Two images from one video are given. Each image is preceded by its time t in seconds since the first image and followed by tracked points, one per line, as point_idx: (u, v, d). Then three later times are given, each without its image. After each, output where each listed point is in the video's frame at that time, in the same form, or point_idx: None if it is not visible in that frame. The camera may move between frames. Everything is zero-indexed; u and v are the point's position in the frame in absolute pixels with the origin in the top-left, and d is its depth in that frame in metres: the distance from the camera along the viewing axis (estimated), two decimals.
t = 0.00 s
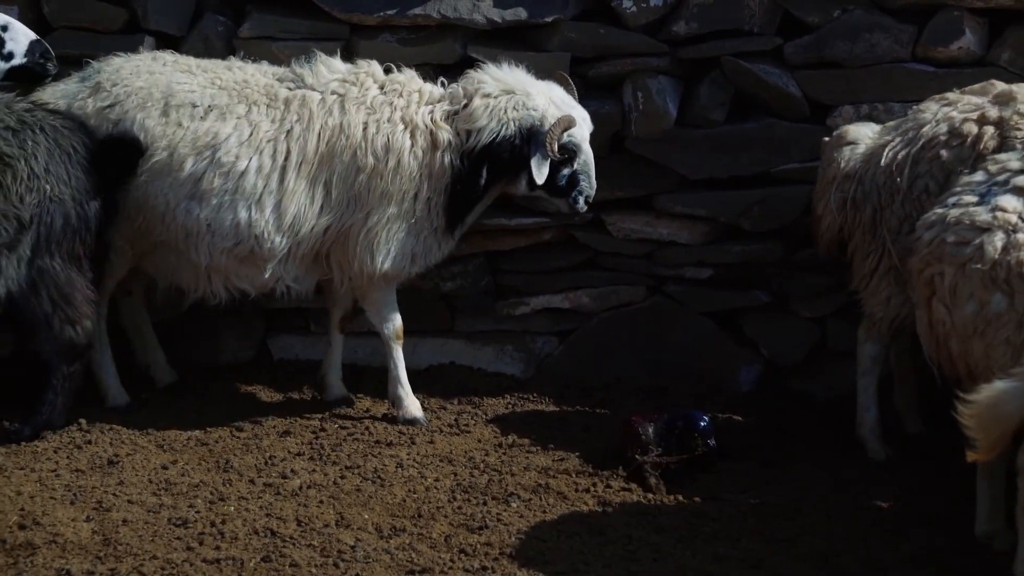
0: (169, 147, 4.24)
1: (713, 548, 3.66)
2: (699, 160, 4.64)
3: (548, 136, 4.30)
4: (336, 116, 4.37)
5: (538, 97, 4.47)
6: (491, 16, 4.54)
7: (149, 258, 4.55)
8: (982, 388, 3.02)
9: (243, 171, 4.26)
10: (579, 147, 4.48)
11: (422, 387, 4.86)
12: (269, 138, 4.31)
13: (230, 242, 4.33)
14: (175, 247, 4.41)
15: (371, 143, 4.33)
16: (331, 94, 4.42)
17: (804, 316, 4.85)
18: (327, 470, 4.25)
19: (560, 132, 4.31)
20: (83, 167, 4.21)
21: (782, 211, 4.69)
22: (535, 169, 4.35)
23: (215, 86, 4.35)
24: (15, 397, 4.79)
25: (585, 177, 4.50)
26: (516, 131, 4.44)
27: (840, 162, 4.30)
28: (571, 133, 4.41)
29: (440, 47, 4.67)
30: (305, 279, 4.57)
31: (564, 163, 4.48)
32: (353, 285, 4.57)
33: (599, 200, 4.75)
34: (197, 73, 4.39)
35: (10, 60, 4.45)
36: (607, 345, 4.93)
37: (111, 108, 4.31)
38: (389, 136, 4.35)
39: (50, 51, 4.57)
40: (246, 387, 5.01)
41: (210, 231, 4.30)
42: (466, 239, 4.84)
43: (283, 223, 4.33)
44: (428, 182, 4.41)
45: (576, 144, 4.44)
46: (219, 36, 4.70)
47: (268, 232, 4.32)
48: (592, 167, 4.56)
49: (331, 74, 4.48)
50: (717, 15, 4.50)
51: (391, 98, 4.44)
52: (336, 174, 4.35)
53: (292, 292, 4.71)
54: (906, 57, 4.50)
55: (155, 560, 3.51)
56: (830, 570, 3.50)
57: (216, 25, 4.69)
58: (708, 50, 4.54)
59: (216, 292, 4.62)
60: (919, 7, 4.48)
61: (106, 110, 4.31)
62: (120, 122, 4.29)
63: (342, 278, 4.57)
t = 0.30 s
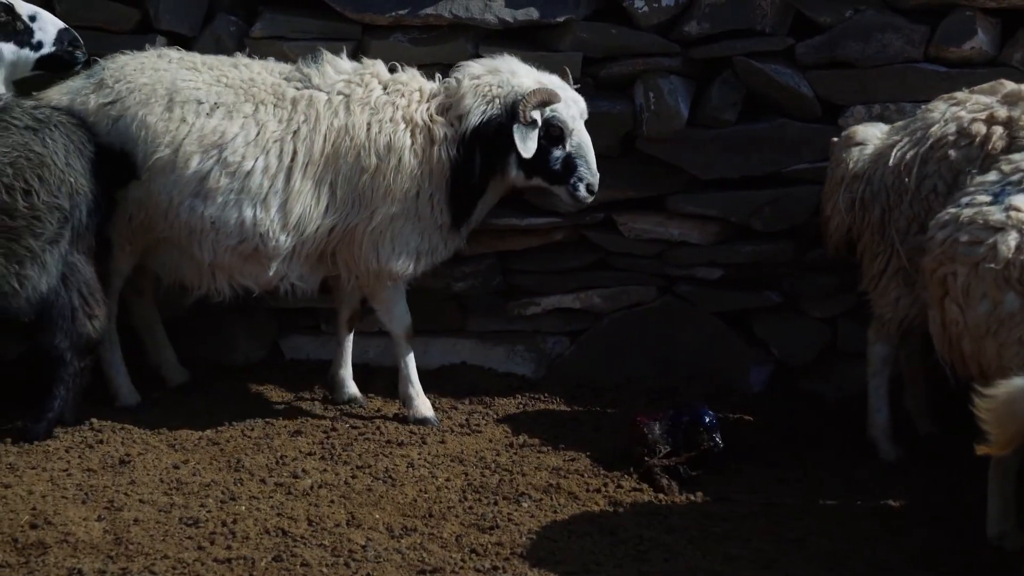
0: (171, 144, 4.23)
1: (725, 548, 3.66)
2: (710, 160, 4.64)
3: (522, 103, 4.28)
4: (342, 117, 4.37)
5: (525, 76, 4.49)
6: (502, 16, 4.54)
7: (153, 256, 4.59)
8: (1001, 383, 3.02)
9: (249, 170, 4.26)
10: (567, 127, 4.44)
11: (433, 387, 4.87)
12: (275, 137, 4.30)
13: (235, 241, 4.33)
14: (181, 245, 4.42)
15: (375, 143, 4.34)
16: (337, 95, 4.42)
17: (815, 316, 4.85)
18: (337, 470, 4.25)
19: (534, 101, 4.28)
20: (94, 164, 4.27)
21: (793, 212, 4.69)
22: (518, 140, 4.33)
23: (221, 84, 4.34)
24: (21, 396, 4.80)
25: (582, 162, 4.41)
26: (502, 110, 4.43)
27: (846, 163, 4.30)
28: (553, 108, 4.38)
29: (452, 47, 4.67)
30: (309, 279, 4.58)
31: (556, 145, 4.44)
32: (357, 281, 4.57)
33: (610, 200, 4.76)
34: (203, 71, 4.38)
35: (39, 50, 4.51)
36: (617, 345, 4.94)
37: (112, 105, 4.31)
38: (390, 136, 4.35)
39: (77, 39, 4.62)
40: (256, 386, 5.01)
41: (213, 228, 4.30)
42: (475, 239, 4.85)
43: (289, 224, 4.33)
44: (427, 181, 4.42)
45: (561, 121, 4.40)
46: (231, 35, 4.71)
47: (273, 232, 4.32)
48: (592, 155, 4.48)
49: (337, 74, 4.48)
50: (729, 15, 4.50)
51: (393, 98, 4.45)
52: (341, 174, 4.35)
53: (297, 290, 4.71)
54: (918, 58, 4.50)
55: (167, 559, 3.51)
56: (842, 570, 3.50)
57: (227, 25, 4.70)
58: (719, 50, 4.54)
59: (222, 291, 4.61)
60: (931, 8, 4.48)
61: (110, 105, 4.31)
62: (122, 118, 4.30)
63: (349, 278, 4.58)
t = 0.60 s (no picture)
0: (174, 143, 4.22)
1: (732, 547, 3.66)
2: (717, 160, 4.63)
3: (527, 103, 4.27)
4: (342, 119, 4.37)
5: (516, 68, 4.47)
6: (509, 16, 4.54)
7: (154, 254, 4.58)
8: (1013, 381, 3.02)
9: (251, 171, 4.26)
10: (564, 115, 4.47)
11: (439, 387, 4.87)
12: (277, 138, 4.30)
13: (237, 242, 4.33)
14: (182, 245, 4.42)
15: (375, 144, 4.34)
16: (338, 96, 4.42)
17: (822, 316, 4.84)
18: (344, 470, 4.25)
19: (537, 98, 4.27)
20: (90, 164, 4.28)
21: (800, 211, 4.68)
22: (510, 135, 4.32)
23: (223, 84, 4.34)
24: (20, 398, 4.80)
25: (580, 146, 4.47)
26: (498, 105, 4.43)
27: (852, 163, 4.31)
28: (552, 100, 4.39)
29: (460, 47, 4.68)
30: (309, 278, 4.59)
31: (553, 132, 4.47)
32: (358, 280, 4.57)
33: (617, 199, 4.76)
34: (205, 70, 4.37)
35: (65, 48, 4.49)
36: (624, 345, 4.94)
37: (113, 100, 4.28)
38: (391, 137, 4.34)
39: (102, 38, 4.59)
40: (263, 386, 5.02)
41: (216, 229, 4.30)
42: (482, 239, 4.85)
43: (295, 227, 4.35)
44: (431, 181, 4.41)
45: (560, 111, 4.43)
46: (239, 35, 4.71)
47: (275, 233, 4.33)
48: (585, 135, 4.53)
49: (337, 75, 4.49)
50: (736, 15, 4.50)
51: (392, 98, 4.44)
52: (342, 177, 4.35)
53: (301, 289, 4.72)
54: (927, 57, 4.49)
55: (174, 558, 3.52)
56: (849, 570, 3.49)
57: (235, 25, 4.70)
58: (727, 50, 4.54)
59: (224, 291, 4.62)
60: (939, 7, 4.47)
61: (109, 100, 4.29)
62: (122, 112, 4.27)
63: (353, 277, 4.59)
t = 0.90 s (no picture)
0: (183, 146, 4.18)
1: (741, 548, 3.65)
2: (727, 160, 4.63)
3: (533, 115, 4.37)
4: (349, 122, 4.39)
5: (518, 78, 4.51)
6: (520, 15, 4.55)
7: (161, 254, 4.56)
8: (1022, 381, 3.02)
9: (261, 173, 4.26)
10: (569, 122, 4.49)
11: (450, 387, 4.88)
12: (285, 140, 4.31)
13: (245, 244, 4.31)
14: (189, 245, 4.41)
15: (379, 149, 4.36)
16: (344, 98, 4.45)
17: (833, 316, 4.84)
18: (353, 469, 4.26)
19: (545, 109, 4.37)
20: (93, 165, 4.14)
21: (811, 211, 4.67)
22: (505, 139, 4.36)
23: (230, 84, 4.34)
24: (21, 400, 4.77)
25: (584, 149, 4.50)
26: (501, 117, 4.48)
27: (866, 164, 4.31)
28: (557, 108, 4.43)
29: (471, 46, 4.70)
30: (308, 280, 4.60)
31: (559, 138, 4.49)
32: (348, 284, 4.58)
33: (627, 199, 4.76)
34: (212, 70, 4.37)
35: (98, 52, 4.39)
36: (635, 345, 4.93)
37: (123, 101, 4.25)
38: (393, 144, 4.37)
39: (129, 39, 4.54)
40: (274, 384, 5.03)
41: (224, 232, 4.28)
42: (492, 240, 4.86)
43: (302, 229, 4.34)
44: (434, 191, 4.46)
45: (566, 118, 4.46)
46: (250, 35, 4.72)
47: (283, 235, 4.32)
48: (589, 139, 4.56)
49: (343, 76, 4.51)
50: (747, 14, 4.50)
51: (397, 104, 4.48)
52: (346, 178, 4.36)
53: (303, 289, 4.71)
54: (938, 57, 4.49)
55: (185, 556, 3.52)
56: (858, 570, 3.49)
57: (246, 24, 4.71)
58: (738, 50, 4.54)
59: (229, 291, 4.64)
60: (951, 7, 4.47)
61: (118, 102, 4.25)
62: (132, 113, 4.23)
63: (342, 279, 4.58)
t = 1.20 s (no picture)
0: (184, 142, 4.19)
1: (755, 548, 3.64)
2: (740, 160, 4.62)
3: (546, 115, 4.34)
4: (352, 112, 4.38)
5: (530, 78, 4.50)
6: (533, 15, 4.54)
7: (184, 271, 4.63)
8: None
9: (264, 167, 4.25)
10: (582, 125, 4.48)
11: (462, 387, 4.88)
12: (287, 134, 4.30)
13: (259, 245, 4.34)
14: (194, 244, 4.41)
15: (383, 141, 4.36)
16: (348, 91, 4.44)
17: (846, 316, 4.83)
18: (365, 468, 4.25)
19: (559, 109, 4.34)
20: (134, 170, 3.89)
21: (823, 211, 4.66)
22: (504, 124, 4.35)
23: (234, 80, 4.35)
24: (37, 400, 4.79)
25: (596, 155, 4.47)
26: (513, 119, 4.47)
27: (892, 163, 4.30)
28: (571, 110, 4.41)
29: (484, 46, 4.70)
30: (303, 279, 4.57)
31: (570, 141, 4.47)
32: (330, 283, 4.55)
33: (639, 199, 4.76)
34: (216, 66, 4.39)
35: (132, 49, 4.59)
36: (647, 345, 4.94)
37: (128, 98, 4.26)
38: (399, 138, 4.38)
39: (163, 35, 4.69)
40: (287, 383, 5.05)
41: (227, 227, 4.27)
42: (504, 240, 4.86)
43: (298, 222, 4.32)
44: (435, 185, 4.45)
45: (578, 121, 4.44)
46: (263, 35, 4.74)
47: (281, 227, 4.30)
48: (600, 143, 4.55)
49: (348, 72, 4.50)
50: (760, 14, 4.49)
51: (403, 99, 4.47)
52: (347, 168, 4.34)
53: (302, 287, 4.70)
54: (952, 56, 4.47)
55: (197, 555, 3.52)
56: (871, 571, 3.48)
57: (259, 24, 4.73)
58: (750, 49, 4.53)
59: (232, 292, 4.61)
60: (965, 6, 4.45)
61: (125, 99, 4.26)
62: (138, 110, 4.24)
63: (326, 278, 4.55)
